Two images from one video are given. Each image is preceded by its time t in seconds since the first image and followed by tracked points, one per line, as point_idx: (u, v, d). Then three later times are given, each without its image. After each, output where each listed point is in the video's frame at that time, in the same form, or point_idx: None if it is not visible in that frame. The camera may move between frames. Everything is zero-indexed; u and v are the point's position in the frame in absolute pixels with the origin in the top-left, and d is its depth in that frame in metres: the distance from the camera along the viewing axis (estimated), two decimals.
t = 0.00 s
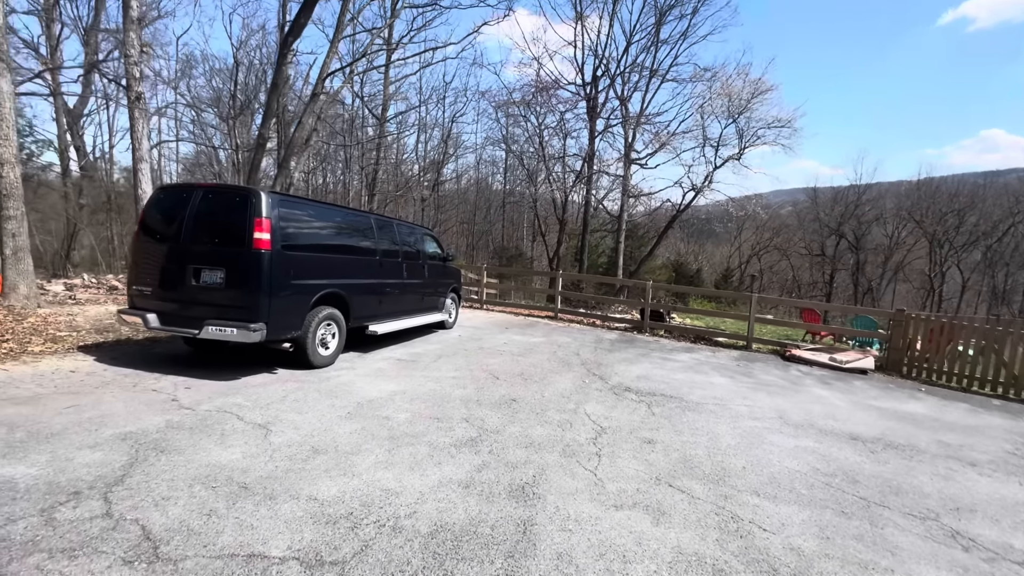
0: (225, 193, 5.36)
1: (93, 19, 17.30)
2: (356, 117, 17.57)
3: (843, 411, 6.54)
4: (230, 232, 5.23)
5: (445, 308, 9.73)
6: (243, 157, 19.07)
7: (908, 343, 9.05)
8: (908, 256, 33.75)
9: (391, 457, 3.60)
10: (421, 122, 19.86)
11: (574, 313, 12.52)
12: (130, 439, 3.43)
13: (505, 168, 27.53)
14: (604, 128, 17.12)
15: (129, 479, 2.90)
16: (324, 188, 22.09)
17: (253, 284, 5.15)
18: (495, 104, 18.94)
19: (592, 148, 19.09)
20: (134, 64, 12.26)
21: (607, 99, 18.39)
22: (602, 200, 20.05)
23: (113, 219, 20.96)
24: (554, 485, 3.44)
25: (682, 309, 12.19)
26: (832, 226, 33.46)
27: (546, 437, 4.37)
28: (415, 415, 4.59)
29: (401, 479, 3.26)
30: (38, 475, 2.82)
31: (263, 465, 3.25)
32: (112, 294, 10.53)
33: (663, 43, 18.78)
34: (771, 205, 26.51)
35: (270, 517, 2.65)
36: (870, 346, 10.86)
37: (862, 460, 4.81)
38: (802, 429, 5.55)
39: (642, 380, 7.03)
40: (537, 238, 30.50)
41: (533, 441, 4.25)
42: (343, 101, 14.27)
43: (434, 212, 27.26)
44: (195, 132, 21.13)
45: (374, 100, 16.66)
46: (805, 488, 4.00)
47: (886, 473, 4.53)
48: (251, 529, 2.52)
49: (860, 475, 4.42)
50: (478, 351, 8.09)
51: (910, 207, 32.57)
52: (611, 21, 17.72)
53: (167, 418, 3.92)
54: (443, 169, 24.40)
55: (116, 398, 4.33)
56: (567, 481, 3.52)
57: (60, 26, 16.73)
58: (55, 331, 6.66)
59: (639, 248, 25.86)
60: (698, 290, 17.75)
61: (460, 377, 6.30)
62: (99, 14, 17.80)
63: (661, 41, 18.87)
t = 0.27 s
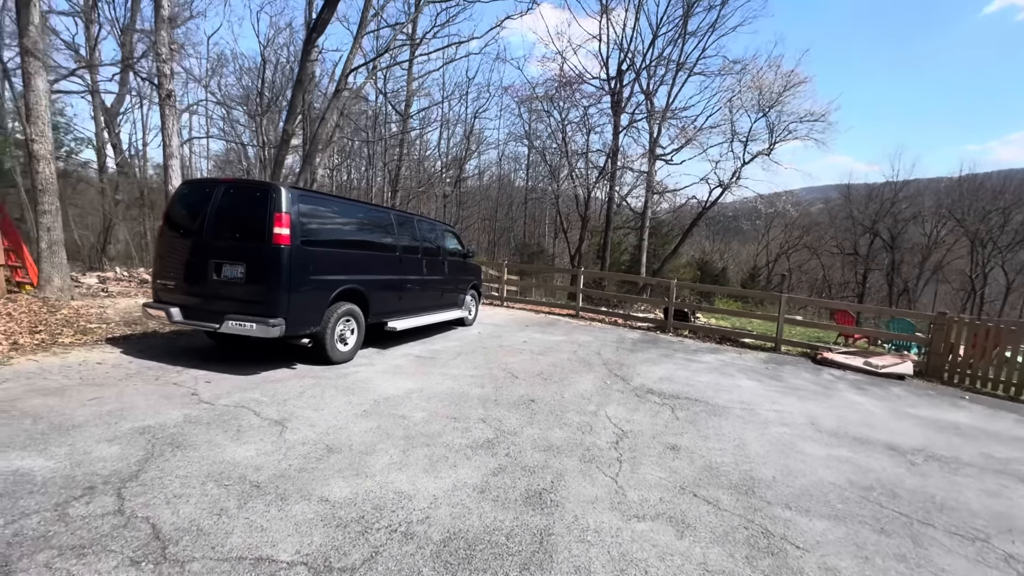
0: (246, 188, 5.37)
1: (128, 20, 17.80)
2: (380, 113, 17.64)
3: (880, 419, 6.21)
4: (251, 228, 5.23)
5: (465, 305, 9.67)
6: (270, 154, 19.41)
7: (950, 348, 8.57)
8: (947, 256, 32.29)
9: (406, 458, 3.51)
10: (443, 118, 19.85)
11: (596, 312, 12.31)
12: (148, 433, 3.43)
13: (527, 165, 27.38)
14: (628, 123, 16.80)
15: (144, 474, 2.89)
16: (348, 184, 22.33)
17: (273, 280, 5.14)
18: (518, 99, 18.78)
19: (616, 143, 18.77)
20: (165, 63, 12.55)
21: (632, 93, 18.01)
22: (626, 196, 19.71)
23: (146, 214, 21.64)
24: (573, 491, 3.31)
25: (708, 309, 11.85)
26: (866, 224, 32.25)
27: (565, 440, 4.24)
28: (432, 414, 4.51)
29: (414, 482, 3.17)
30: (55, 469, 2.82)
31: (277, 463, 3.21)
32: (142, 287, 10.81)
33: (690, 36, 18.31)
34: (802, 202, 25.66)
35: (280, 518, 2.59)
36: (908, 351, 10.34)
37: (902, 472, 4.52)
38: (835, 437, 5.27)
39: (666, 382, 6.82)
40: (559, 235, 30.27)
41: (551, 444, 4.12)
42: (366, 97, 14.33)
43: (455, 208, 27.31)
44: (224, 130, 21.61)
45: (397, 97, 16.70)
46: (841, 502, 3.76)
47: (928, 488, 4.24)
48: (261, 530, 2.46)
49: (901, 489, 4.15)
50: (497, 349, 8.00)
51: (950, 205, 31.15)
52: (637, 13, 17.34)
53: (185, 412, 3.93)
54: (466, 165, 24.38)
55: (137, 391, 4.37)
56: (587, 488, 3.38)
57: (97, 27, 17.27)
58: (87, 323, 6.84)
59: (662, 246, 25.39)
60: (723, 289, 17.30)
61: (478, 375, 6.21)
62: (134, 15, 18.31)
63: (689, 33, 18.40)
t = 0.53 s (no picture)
0: (265, 181, 5.33)
1: (160, 18, 18.20)
2: (402, 109, 17.64)
3: (924, 429, 5.81)
4: (269, 220, 5.19)
5: (485, 302, 9.54)
6: (295, 150, 19.65)
7: (999, 355, 8.03)
8: (991, 257, 30.70)
9: (418, 459, 3.38)
10: (466, 114, 19.75)
11: (618, 311, 12.04)
12: (158, 426, 3.38)
13: (550, 161, 27.11)
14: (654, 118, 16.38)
15: (151, 469, 2.82)
16: (371, 181, 22.48)
17: (289, 273, 5.08)
18: (541, 95, 18.53)
19: (641, 139, 18.36)
20: (193, 59, 12.74)
21: (658, 87, 17.57)
22: (650, 193, 19.28)
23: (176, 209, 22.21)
24: (592, 500, 3.12)
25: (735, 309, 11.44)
26: (903, 223, 30.93)
27: (585, 444, 4.05)
28: (446, 413, 4.37)
29: (425, 485, 3.03)
30: (64, 461, 2.78)
31: (285, 461, 3.11)
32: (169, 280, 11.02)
33: (720, 28, 17.74)
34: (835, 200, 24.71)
35: (284, 520, 2.48)
36: (951, 356, 9.77)
37: (951, 489, 4.17)
38: (875, 448, 4.93)
39: (691, 385, 6.54)
40: (581, 233, 29.92)
41: (570, 448, 3.93)
42: (389, 93, 14.30)
43: (477, 205, 27.24)
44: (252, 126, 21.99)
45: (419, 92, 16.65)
46: (884, 520, 3.47)
47: (982, 507, 3.89)
48: (263, 533, 2.36)
49: (950, 507, 3.82)
50: (517, 346, 7.84)
51: (995, 203, 29.59)
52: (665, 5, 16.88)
53: (198, 406, 3.88)
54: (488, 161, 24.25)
55: (153, 383, 4.36)
56: (607, 497, 3.19)
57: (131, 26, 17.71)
58: (112, 314, 6.94)
59: (687, 244, 24.81)
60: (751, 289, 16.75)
61: (496, 374, 6.05)
62: (167, 14, 18.73)
63: (719, 25, 17.83)
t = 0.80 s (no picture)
0: (282, 178, 5.27)
1: (192, 20, 18.63)
2: (425, 107, 17.64)
3: (974, 446, 5.39)
4: (285, 218, 5.13)
5: (504, 302, 9.38)
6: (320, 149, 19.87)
7: None
8: None
9: (428, 468, 3.24)
10: (489, 111, 19.61)
11: (642, 312, 11.72)
12: (168, 428, 3.33)
13: (573, 159, 26.78)
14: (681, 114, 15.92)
15: (155, 473, 2.75)
16: (394, 179, 22.59)
17: (305, 272, 5.01)
18: (565, 91, 18.26)
19: (667, 136, 17.90)
20: (221, 59, 12.95)
21: (685, 83, 17.09)
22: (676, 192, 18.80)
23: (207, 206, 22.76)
24: (612, 519, 2.92)
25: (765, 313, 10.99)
26: (945, 224, 29.46)
27: (605, 456, 3.84)
28: (460, 419, 4.22)
29: (434, 498, 2.88)
30: (69, 463, 2.73)
31: (292, 468, 3.00)
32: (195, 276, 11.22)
33: (752, 20, 17.14)
34: (873, 199, 23.68)
35: (285, 533, 2.37)
36: (1001, 366, 9.15)
37: (1009, 515, 3.81)
38: (921, 466, 4.56)
39: (718, 392, 6.24)
40: (604, 233, 29.49)
41: (589, 459, 3.73)
42: (411, 90, 14.27)
43: (499, 204, 27.11)
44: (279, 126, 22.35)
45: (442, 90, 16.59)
46: (935, 550, 3.16)
47: None
48: (261, 548, 2.24)
49: (1008, 536, 3.48)
50: (536, 348, 7.65)
51: None
52: None
53: (210, 406, 3.83)
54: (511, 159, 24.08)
55: (169, 381, 4.34)
56: (628, 516, 2.98)
57: (165, 27, 18.17)
58: (137, 309, 7.04)
59: (714, 244, 24.15)
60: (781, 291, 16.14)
61: (513, 377, 5.88)
62: (199, 16, 19.16)
63: (750, 18, 17.23)
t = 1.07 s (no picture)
0: (299, 175, 5.26)
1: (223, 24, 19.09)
2: (448, 106, 17.64)
3: None
4: (302, 215, 5.10)
5: (524, 302, 9.24)
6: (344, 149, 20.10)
7: None
8: None
9: (437, 473, 3.12)
10: (512, 110, 19.48)
11: (666, 314, 11.40)
12: (178, 425, 3.30)
13: (597, 158, 26.42)
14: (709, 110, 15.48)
15: (160, 471, 2.71)
16: (417, 179, 22.69)
17: (320, 269, 4.98)
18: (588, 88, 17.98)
19: (694, 133, 17.43)
20: (249, 61, 13.18)
21: (713, 78, 16.60)
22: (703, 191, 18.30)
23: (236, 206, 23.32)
24: (629, 533, 2.74)
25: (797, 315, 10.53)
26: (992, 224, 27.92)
27: (623, 463, 3.65)
28: (473, 421, 4.10)
29: (442, 505, 2.76)
30: (77, 459, 2.71)
31: (298, 469, 2.93)
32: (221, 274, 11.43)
33: (784, 12, 16.53)
34: (913, 197, 22.61)
35: (284, 540, 2.28)
36: None
37: None
38: (969, 483, 4.22)
39: (746, 398, 5.95)
40: (629, 232, 29.02)
41: (606, 467, 3.55)
42: (433, 89, 14.25)
43: (522, 203, 26.96)
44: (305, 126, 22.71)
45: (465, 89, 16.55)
46: None
47: None
48: (259, 554, 2.15)
49: None
50: (556, 349, 7.48)
51: None
52: None
53: (222, 403, 3.80)
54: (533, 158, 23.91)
55: (185, 377, 4.35)
56: (646, 530, 2.80)
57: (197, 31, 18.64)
58: (162, 306, 7.16)
59: (743, 244, 23.47)
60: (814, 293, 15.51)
61: (531, 378, 5.74)
62: (229, 20, 19.61)
63: (783, 9, 16.62)
